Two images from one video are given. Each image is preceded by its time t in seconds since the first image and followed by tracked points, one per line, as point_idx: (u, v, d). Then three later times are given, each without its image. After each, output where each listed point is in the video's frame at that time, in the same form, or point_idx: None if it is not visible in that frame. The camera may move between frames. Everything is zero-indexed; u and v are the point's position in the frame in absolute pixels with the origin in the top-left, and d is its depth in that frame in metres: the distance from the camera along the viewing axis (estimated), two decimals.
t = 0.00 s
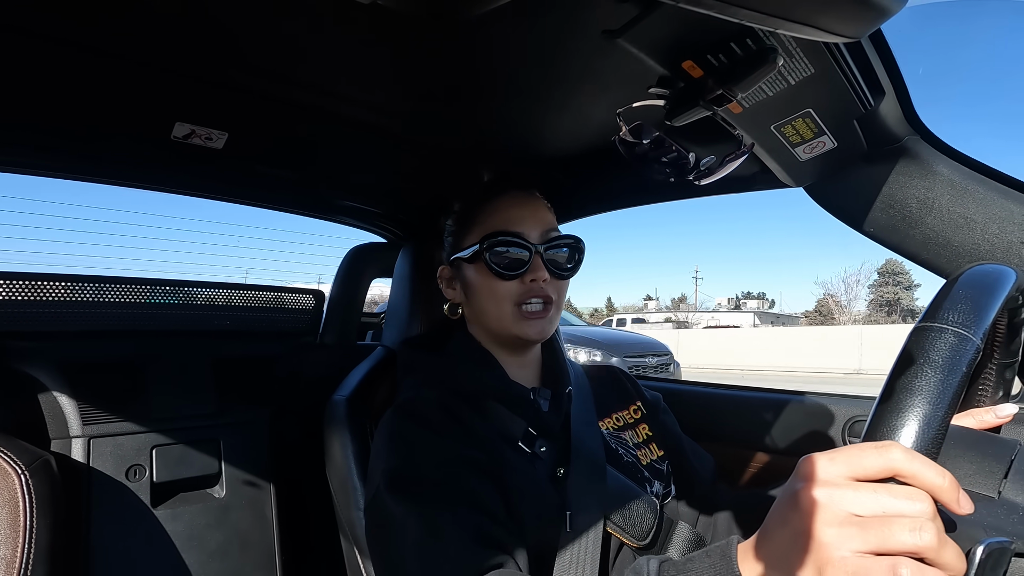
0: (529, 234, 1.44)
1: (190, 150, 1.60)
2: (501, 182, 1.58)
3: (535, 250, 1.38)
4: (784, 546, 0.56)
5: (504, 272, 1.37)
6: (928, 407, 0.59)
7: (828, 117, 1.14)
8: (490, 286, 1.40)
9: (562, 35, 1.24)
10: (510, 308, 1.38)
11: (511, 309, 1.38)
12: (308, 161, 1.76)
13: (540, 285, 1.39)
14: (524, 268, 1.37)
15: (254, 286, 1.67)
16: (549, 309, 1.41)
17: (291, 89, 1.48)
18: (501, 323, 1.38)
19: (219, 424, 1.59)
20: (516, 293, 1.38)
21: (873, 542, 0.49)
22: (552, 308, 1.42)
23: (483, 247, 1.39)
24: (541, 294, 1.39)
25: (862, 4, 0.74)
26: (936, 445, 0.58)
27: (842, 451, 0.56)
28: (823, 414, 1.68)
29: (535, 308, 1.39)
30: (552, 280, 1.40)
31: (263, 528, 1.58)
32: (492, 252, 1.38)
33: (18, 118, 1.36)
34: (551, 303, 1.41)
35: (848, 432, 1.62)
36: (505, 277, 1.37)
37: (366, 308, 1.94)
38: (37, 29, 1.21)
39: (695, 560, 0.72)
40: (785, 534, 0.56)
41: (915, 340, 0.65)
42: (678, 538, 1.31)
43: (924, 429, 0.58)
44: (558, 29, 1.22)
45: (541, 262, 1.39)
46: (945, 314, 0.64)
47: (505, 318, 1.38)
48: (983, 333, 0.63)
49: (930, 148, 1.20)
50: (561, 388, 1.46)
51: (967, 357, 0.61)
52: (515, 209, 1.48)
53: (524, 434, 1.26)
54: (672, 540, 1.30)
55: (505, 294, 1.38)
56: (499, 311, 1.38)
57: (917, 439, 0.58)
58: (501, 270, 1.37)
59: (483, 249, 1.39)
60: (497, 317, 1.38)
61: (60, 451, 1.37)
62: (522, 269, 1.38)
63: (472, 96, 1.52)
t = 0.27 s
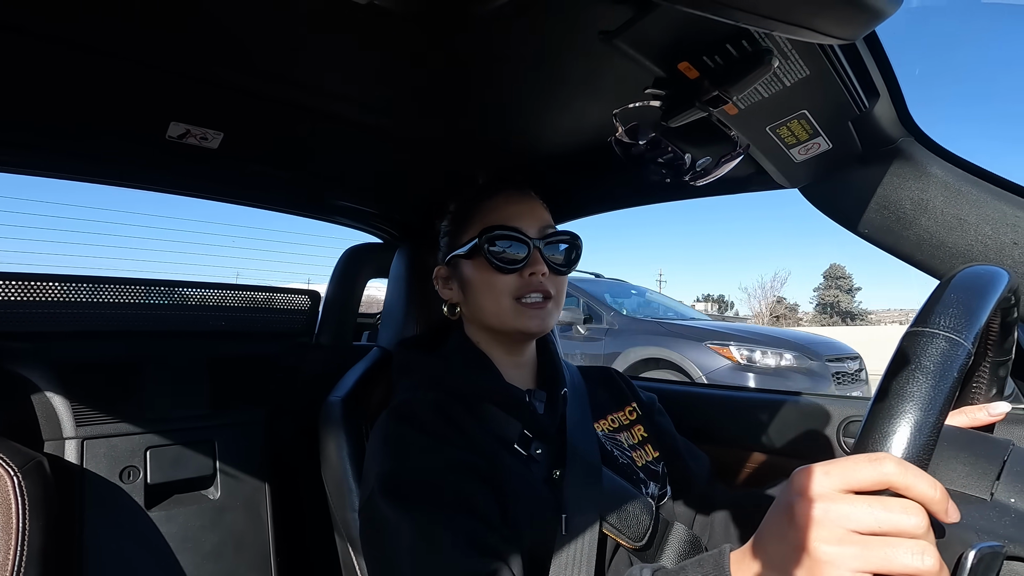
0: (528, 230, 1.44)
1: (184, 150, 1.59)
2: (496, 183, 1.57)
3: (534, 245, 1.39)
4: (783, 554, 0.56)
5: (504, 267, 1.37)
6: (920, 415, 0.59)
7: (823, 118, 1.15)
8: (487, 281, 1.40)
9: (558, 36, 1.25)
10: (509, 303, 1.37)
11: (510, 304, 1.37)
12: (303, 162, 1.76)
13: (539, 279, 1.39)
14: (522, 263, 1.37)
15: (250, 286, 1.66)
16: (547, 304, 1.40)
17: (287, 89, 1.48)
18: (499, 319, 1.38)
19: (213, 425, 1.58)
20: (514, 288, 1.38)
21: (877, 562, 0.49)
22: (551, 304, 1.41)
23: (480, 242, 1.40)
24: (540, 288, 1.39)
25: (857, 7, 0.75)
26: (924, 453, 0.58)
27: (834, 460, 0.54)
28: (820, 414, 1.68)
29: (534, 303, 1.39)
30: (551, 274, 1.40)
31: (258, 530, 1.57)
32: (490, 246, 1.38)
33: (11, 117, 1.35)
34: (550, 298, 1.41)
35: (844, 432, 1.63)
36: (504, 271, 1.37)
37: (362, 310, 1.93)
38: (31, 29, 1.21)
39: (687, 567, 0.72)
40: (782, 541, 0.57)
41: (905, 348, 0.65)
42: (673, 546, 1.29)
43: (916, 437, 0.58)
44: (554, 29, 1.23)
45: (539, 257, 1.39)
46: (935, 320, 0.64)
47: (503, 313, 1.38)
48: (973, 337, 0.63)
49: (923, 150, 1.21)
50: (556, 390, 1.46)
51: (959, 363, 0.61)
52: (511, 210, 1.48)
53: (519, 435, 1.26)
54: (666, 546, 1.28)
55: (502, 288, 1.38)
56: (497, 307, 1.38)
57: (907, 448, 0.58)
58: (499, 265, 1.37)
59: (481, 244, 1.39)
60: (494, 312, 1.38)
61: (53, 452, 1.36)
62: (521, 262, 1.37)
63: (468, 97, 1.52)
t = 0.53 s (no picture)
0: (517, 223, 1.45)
1: (181, 147, 1.58)
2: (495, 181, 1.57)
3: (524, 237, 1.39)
4: (781, 551, 0.56)
5: (491, 258, 1.38)
6: (916, 411, 0.59)
7: (820, 119, 1.15)
8: (478, 275, 1.40)
9: (557, 35, 1.25)
10: (498, 295, 1.38)
11: (501, 297, 1.38)
12: (301, 160, 1.75)
13: (529, 270, 1.38)
14: (511, 254, 1.38)
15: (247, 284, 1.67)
16: (538, 298, 1.40)
17: (285, 86, 1.47)
18: (490, 312, 1.38)
19: (209, 423, 1.58)
20: (504, 280, 1.38)
21: (879, 559, 0.49)
22: (542, 297, 1.40)
23: (467, 234, 1.40)
24: (531, 281, 1.39)
25: (854, 8, 0.75)
26: (922, 450, 0.58)
27: (834, 456, 0.55)
28: (817, 414, 1.68)
29: (524, 296, 1.39)
30: (542, 266, 1.40)
31: (254, 528, 1.57)
32: (479, 239, 1.39)
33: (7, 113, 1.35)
34: (540, 291, 1.40)
35: (839, 432, 1.64)
36: (492, 263, 1.38)
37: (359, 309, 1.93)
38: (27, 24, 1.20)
39: (684, 564, 0.72)
40: (782, 539, 0.56)
41: (903, 345, 0.65)
42: (670, 542, 1.29)
43: (912, 433, 0.58)
44: (552, 29, 1.23)
45: (529, 248, 1.40)
46: (932, 318, 0.65)
47: (494, 306, 1.38)
48: (970, 336, 0.63)
49: (920, 152, 1.21)
50: (553, 387, 1.45)
51: (954, 362, 0.62)
52: (509, 208, 1.48)
53: (517, 434, 1.26)
54: (664, 543, 1.29)
55: (492, 281, 1.38)
56: (488, 300, 1.38)
57: (904, 443, 0.58)
58: (489, 257, 1.38)
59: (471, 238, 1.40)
60: (485, 305, 1.39)
61: (48, 450, 1.35)
62: (510, 254, 1.38)
63: (466, 95, 1.52)
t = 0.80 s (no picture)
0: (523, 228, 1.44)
1: (177, 147, 1.58)
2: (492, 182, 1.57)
3: (529, 242, 1.39)
4: (775, 565, 0.55)
5: (498, 263, 1.37)
6: (909, 417, 0.59)
7: (817, 121, 1.16)
8: (483, 279, 1.39)
9: (554, 36, 1.25)
10: (502, 301, 1.37)
11: (503, 303, 1.37)
12: (298, 160, 1.75)
13: (533, 278, 1.38)
14: (516, 260, 1.38)
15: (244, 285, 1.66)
16: (541, 303, 1.40)
17: (281, 87, 1.47)
18: (493, 317, 1.38)
19: (205, 424, 1.57)
20: (508, 286, 1.38)
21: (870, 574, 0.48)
22: (544, 303, 1.41)
23: (474, 238, 1.39)
24: (534, 288, 1.39)
25: (849, 10, 0.75)
26: (914, 457, 0.58)
27: (825, 468, 0.54)
28: (815, 414, 1.69)
29: (527, 302, 1.39)
30: (546, 274, 1.40)
31: (250, 530, 1.56)
32: (486, 243, 1.38)
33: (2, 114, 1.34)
34: (542, 298, 1.40)
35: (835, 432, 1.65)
36: (498, 268, 1.37)
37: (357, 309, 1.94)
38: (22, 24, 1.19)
39: (681, 570, 0.72)
40: (775, 552, 0.56)
41: (896, 351, 0.65)
42: (664, 547, 1.28)
43: (905, 440, 0.58)
44: (549, 30, 1.23)
45: (534, 255, 1.39)
46: (924, 323, 0.65)
47: (497, 310, 1.38)
48: (962, 341, 0.63)
49: (916, 153, 1.22)
50: (551, 388, 1.46)
51: (946, 367, 0.62)
52: (506, 209, 1.48)
53: (514, 435, 1.26)
54: (658, 548, 1.27)
55: (496, 287, 1.38)
56: (491, 304, 1.38)
57: (896, 451, 0.58)
58: (494, 262, 1.37)
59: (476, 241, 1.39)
60: (489, 309, 1.38)
61: (42, 451, 1.35)
62: (515, 260, 1.38)
63: (463, 96, 1.52)
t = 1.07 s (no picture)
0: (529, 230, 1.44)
1: (175, 145, 1.58)
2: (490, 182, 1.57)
3: (536, 245, 1.39)
4: (769, 570, 0.56)
5: (505, 265, 1.37)
6: (903, 424, 0.59)
7: (815, 122, 1.16)
8: (488, 280, 1.39)
9: (553, 35, 1.25)
10: (509, 303, 1.37)
11: (509, 305, 1.37)
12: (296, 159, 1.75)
13: (540, 280, 1.39)
14: (524, 263, 1.38)
15: (242, 283, 1.66)
16: (545, 307, 1.41)
17: (280, 85, 1.47)
18: (499, 318, 1.38)
19: (203, 423, 1.57)
20: (515, 289, 1.38)
21: None
22: (548, 307, 1.42)
23: (483, 239, 1.39)
24: (539, 289, 1.39)
25: (847, 11, 0.75)
26: (908, 464, 0.59)
27: (820, 475, 0.54)
28: (813, 414, 1.69)
29: (533, 304, 1.40)
30: (551, 277, 1.41)
31: (247, 529, 1.56)
32: (494, 244, 1.38)
33: None
34: (547, 301, 1.42)
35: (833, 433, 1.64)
36: (506, 270, 1.37)
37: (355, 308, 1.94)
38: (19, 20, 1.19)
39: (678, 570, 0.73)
40: (769, 557, 0.56)
41: (892, 356, 0.65)
42: (662, 549, 1.28)
43: (898, 446, 0.58)
44: (548, 29, 1.23)
45: (541, 258, 1.40)
46: (918, 329, 0.65)
47: (502, 312, 1.37)
48: (956, 346, 0.63)
49: (914, 155, 1.22)
50: (548, 389, 1.47)
51: (941, 374, 0.61)
52: (504, 210, 1.48)
53: (512, 435, 1.26)
54: (656, 549, 1.28)
55: (503, 288, 1.37)
56: (496, 306, 1.38)
57: (889, 460, 0.58)
58: (502, 263, 1.37)
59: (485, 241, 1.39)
60: (494, 311, 1.38)
61: (39, 449, 1.34)
62: (522, 262, 1.38)
63: (462, 96, 1.52)
